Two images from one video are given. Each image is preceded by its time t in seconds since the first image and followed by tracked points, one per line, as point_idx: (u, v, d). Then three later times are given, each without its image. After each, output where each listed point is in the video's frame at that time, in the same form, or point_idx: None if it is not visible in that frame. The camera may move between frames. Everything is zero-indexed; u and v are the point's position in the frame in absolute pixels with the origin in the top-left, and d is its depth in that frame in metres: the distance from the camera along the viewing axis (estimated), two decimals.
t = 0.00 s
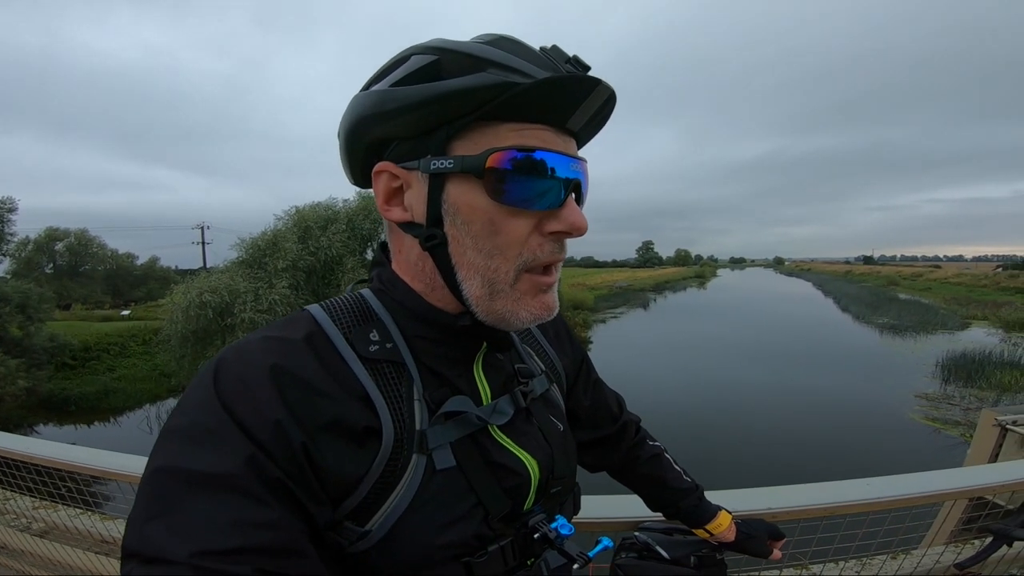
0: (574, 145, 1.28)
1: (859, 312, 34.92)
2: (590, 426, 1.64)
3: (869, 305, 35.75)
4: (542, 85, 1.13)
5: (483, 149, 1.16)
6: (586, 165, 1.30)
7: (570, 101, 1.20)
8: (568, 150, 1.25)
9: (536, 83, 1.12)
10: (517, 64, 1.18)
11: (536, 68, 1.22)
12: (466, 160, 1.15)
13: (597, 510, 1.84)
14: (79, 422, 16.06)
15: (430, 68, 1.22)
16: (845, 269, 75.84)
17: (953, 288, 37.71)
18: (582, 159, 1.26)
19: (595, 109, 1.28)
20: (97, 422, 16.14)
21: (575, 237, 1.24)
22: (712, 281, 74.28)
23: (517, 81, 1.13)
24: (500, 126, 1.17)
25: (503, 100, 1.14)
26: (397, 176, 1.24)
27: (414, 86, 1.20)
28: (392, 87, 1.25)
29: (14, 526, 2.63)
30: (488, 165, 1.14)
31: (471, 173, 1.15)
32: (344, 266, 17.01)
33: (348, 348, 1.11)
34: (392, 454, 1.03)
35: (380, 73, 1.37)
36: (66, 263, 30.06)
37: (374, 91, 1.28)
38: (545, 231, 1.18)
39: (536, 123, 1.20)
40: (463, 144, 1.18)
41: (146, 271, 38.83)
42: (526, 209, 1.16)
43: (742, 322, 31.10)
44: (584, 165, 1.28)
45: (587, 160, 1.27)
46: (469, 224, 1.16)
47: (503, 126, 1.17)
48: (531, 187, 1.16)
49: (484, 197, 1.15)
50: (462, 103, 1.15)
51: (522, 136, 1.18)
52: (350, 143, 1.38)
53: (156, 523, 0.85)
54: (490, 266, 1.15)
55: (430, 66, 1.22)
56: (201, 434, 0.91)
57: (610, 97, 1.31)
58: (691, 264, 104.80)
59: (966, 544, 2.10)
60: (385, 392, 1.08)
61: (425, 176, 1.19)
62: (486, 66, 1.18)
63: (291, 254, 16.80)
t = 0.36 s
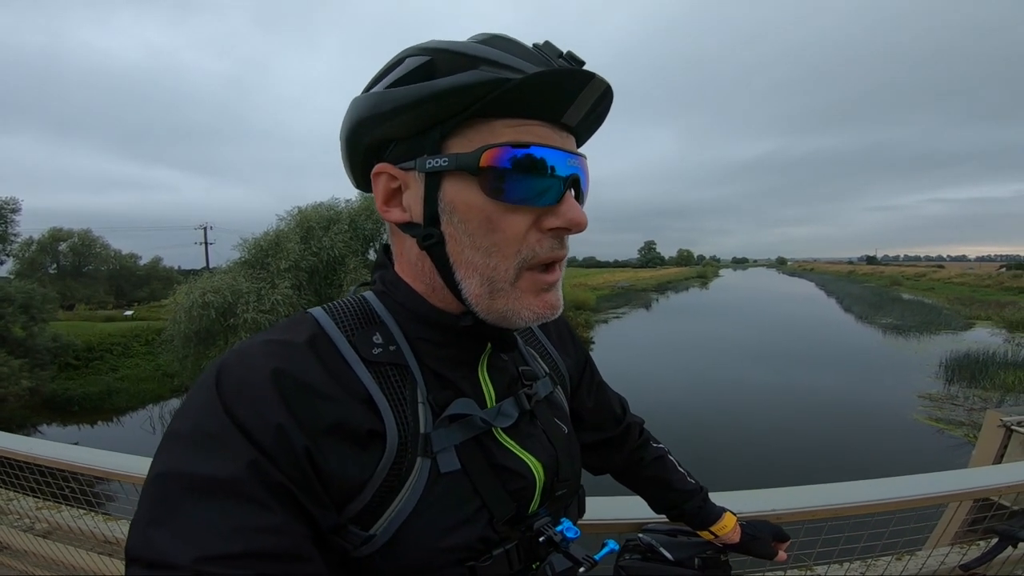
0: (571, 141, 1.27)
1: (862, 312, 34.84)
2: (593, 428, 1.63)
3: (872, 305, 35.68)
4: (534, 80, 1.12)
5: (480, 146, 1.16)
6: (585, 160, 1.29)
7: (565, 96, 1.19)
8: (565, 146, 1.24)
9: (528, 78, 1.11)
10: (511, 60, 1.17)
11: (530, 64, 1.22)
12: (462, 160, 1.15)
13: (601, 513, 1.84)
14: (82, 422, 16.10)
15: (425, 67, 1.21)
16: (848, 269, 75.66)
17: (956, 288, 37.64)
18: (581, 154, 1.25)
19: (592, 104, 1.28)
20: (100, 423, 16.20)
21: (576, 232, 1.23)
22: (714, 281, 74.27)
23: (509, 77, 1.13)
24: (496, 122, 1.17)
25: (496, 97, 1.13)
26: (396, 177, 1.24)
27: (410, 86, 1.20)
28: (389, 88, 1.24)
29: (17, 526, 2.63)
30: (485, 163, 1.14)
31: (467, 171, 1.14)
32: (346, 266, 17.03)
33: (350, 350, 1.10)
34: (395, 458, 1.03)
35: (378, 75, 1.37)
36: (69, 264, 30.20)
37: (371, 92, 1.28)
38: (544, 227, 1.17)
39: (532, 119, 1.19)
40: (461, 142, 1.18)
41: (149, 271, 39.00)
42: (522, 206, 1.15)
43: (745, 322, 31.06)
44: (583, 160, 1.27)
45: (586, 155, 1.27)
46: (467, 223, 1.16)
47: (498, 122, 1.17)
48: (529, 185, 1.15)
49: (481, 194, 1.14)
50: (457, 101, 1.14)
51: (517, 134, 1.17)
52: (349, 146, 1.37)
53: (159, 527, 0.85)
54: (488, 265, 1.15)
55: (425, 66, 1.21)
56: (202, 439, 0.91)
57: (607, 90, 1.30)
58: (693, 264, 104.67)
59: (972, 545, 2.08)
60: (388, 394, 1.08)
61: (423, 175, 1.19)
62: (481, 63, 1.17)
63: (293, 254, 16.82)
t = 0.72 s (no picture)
0: (570, 139, 1.27)
1: (864, 311, 34.76)
2: (591, 430, 1.63)
3: (874, 305, 35.61)
4: (534, 79, 1.12)
5: (479, 145, 1.16)
6: (585, 158, 1.29)
7: (563, 96, 1.19)
8: (564, 145, 1.24)
9: (527, 77, 1.11)
10: (511, 60, 1.18)
11: (530, 63, 1.22)
12: (462, 158, 1.14)
13: (597, 513, 1.84)
14: (84, 417, 16.19)
15: (424, 66, 1.21)
16: (851, 269, 75.49)
17: (959, 288, 37.52)
18: (581, 154, 1.25)
19: (591, 103, 1.27)
20: (102, 417, 16.27)
21: (576, 231, 1.23)
22: (716, 279, 74.20)
23: (508, 76, 1.13)
24: (495, 121, 1.16)
25: (495, 95, 1.13)
26: (394, 176, 1.24)
27: (409, 85, 1.20)
28: (388, 87, 1.24)
29: (17, 522, 2.64)
30: (484, 163, 1.14)
31: (466, 170, 1.14)
32: (348, 262, 17.04)
33: (348, 354, 1.11)
34: (393, 462, 1.03)
35: (377, 75, 1.36)
36: (72, 258, 30.37)
37: (371, 91, 1.27)
38: (544, 226, 1.17)
39: (531, 117, 1.18)
40: (459, 140, 1.17)
41: (152, 266, 39.14)
42: (523, 205, 1.15)
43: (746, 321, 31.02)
44: (583, 159, 1.26)
45: (585, 154, 1.26)
46: (466, 222, 1.16)
47: (496, 121, 1.16)
48: (529, 184, 1.15)
49: (481, 193, 1.14)
50: (456, 100, 1.14)
51: (516, 132, 1.17)
52: (348, 145, 1.37)
53: (159, 532, 0.85)
54: (488, 264, 1.14)
55: (424, 65, 1.21)
56: (201, 444, 0.91)
57: (606, 90, 1.30)
58: (695, 262, 104.48)
59: (968, 547, 2.08)
60: (386, 398, 1.08)
61: (422, 174, 1.19)
62: (480, 62, 1.17)
63: (295, 250, 16.85)
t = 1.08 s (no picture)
0: (568, 132, 1.28)
1: (862, 312, 34.80)
2: (587, 426, 1.65)
3: (872, 306, 35.65)
4: (531, 73, 1.13)
5: (477, 138, 1.17)
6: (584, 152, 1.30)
7: (561, 89, 1.20)
8: (563, 138, 1.25)
9: (525, 70, 1.12)
10: (509, 53, 1.19)
11: (528, 57, 1.23)
12: (460, 151, 1.15)
13: (592, 509, 1.86)
14: (81, 410, 16.18)
15: (423, 60, 1.22)
16: (849, 270, 75.54)
17: (956, 291, 37.65)
18: (578, 148, 1.26)
19: (588, 98, 1.28)
20: (98, 411, 16.26)
21: (573, 224, 1.24)
22: (714, 278, 74.24)
23: (507, 69, 1.13)
24: (493, 115, 1.18)
25: (492, 89, 1.14)
26: (393, 169, 1.25)
27: (407, 79, 1.21)
28: (386, 81, 1.25)
29: (12, 515, 2.66)
30: (482, 156, 1.15)
31: (464, 162, 1.15)
32: (347, 257, 17.03)
33: (346, 347, 1.12)
34: (390, 456, 1.04)
35: (376, 69, 1.38)
36: (70, 251, 30.30)
37: (369, 84, 1.28)
38: (541, 219, 1.18)
39: (529, 111, 1.20)
40: (456, 134, 1.19)
41: (150, 259, 39.01)
42: (520, 197, 1.16)
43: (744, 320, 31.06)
44: (580, 153, 1.27)
45: (583, 148, 1.27)
46: (464, 214, 1.17)
47: (494, 115, 1.18)
48: (527, 178, 1.16)
49: (479, 185, 1.15)
50: (454, 93, 1.15)
51: (514, 125, 1.18)
52: (347, 139, 1.38)
53: (153, 527, 0.87)
54: (486, 255, 1.15)
55: (422, 59, 1.22)
56: (197, 440, 0.92)
57: (604, 85, 1.31)
58: (694, 261, 104.53)
59: (957, 547, 2.11)
60: (384, 392, 1.09)
61: (420, 168, 1.20)
62: (478, 55, 1.18)
63: (294, 244, 16.84)
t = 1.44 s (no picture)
0: (568, 133, 1.29)
1: (859, 312, 34.89)
2: (588, 426, 1.66)
3: (869, 306, 35.75)
4: (529, 70, 1.14)
5: (475, 138, 1.17)
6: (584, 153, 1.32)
7: (559, 88, 1.21)
8: (562, 138, 1.25)
9: (523, 69, 1.12)
10: (507, 51, 1.19)
11: (525, 55, 1.23)
12: (459, 151, 1.16)
13: (591, 508, 1.87)
14: (77, 405, 16.16)
15: (421, 59, 1.22)
16: (847, 270, 75.73)
17: (954, 292, 37.77)
18: (578, 146, 1.27)
19: (588, 96, 1.29)
20: (95, 406, 16.22)
21: (573, 225, 1.25)
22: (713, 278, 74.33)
23: (505, 67, 1.14)
24: (491, 115, 1.18)
25: (492, 87, 1.15)
26: (391, 169, 1.26)
27: (405, 78, 1.21)
28: (385, 80, 1.25)
29: (9, 512, 2.66)
30: (480, 155, 1.16)
31: (462, 163, 1.16)
32: (346, 253, 17.01)
33: (347, 348, 1.13)
34: (392, 457, 1.05)
35: (374, 69, 1.38)
36: (68, 245, 30.25)
37: (367, 85, 1.29)
38: (541, 219, 1.19)
39: (527, 109, 1.20)
40: (454, 133, 1.19)
41: (148, 254, 38.93)
42: (520, 198, 1.17)
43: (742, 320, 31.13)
44: (580, 151, 1.28)
45: (582, 147, 1.28)
46: (462, 215, 1.18)
47: (493, 115, 1.18)
48: (527, 177, 1.17)
49: (476, 187, 1.16)
50: (451, 93, 1.16)
51: (512, 124, 1.19)
52: (347, 139, 1.38)
53: (152, 527, 0.88)
54: (484, 256, 1.16)
55: (420, 58, 1.22)
56: (197, 441, 0.93)
57: (604, 82, 1.32)
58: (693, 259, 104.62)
59: (950, 548, 2.14)
60: (385, 392, 1.10)
61: (418, 167, 1.21)
62: (476, 54, 1.19)
63: (293, 240, 16.81)
